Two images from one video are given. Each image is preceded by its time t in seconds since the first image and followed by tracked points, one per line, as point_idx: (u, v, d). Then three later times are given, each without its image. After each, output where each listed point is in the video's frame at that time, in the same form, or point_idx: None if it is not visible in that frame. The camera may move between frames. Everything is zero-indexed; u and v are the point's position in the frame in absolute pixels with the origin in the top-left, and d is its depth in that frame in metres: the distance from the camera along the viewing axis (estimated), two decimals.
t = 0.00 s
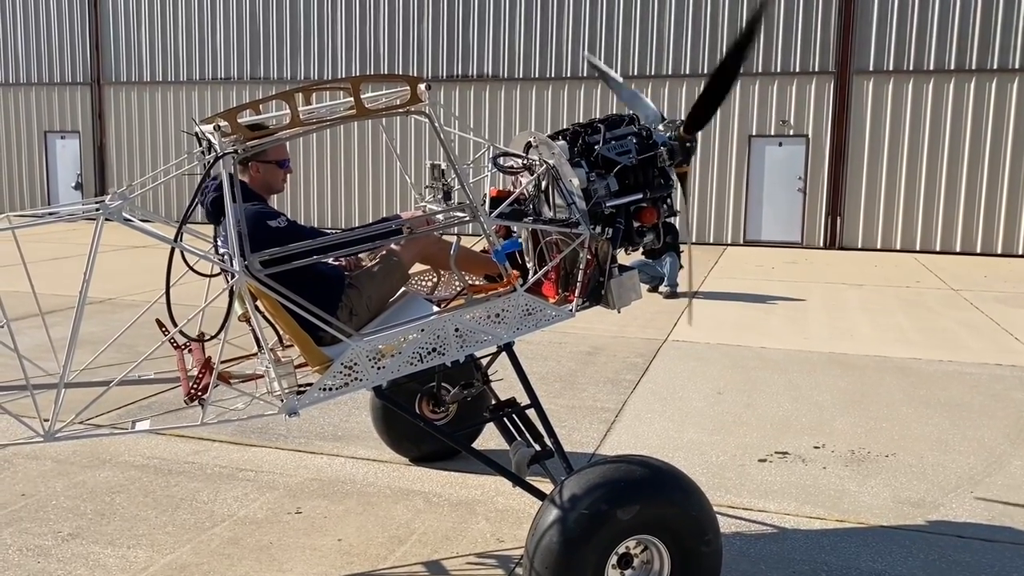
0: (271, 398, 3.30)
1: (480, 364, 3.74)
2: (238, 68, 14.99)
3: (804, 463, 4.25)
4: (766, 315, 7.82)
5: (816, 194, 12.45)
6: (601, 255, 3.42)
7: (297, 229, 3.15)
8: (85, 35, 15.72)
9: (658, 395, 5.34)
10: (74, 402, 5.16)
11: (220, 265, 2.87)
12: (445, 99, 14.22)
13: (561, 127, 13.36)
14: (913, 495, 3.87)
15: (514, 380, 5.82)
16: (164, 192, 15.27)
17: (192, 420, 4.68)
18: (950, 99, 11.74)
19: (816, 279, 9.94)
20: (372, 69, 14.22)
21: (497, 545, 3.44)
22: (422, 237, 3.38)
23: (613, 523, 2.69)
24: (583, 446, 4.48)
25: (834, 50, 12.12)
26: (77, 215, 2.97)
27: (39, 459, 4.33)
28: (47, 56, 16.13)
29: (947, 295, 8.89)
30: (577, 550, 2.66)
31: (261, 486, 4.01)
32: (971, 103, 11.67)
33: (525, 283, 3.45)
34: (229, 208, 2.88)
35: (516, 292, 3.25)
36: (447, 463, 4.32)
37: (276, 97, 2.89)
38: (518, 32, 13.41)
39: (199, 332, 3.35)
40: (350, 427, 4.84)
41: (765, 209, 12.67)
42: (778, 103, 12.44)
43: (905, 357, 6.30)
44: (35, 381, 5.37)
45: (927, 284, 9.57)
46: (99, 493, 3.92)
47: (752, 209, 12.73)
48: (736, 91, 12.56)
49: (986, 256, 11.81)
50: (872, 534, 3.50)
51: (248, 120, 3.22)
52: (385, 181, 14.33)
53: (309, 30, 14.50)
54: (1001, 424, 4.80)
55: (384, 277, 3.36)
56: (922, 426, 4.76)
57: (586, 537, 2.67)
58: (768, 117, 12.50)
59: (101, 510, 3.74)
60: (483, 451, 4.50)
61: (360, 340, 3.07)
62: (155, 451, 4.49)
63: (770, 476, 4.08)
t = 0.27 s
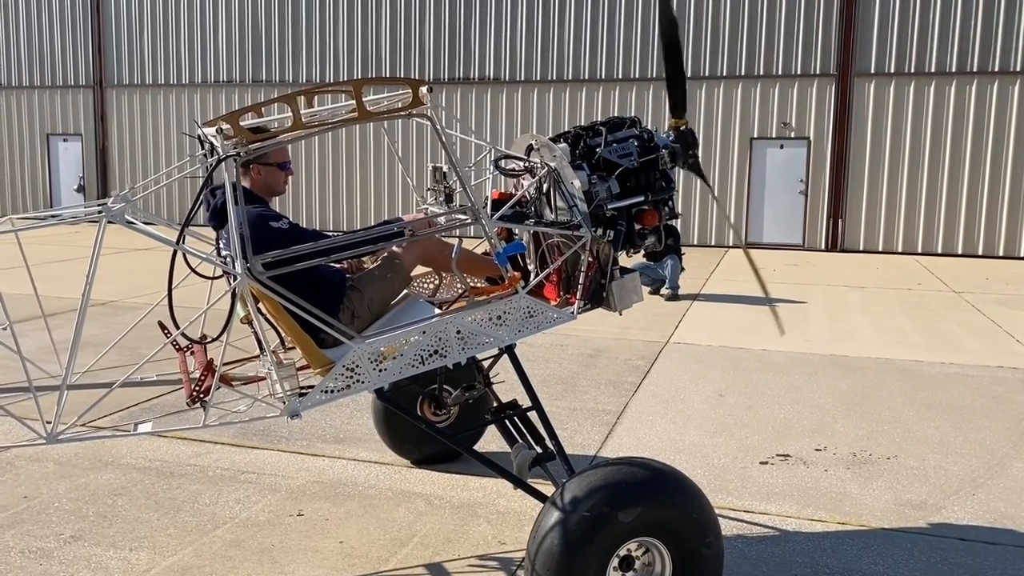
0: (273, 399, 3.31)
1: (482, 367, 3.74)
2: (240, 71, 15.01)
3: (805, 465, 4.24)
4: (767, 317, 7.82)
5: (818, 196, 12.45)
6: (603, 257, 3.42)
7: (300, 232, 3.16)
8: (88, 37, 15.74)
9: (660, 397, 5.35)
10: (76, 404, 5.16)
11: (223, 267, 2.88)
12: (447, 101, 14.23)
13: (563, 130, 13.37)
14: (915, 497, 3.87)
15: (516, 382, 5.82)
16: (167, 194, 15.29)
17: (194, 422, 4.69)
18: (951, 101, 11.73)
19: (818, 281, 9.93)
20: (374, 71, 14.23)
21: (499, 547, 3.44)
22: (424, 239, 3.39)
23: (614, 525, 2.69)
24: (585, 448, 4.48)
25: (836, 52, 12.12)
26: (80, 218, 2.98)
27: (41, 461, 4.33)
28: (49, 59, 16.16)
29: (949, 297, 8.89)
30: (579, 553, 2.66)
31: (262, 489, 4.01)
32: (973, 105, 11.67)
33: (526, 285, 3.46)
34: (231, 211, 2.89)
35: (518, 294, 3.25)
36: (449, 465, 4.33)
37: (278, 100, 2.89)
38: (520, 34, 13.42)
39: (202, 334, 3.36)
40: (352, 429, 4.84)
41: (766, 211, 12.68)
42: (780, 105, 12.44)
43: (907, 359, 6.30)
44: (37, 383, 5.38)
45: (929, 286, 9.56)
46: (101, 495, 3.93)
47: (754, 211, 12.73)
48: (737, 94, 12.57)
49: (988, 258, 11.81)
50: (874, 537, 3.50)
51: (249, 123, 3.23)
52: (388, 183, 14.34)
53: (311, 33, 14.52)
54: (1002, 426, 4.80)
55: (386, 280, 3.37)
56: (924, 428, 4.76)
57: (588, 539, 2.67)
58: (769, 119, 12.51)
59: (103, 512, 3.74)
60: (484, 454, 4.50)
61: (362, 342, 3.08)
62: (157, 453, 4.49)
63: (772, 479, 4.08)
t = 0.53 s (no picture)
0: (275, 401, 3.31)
1: (484, 368, 3.75)
2: (242, 73, 15.03)
3: (807, 467, 4.24)
4: (769, 319, 7.81)
5: (820, 198, 12.45)
6: (604, 259, 3.41)
7: (302, 234, 3.16)
8: (90, 39, 15.76)
9: (662, 399, 5.35)
10: (78, 406, 5.17)
11: (226, 269, 2.88)
12: (449, 103, 14.24)
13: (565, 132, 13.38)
14: (917, 499, 3.87)
15: (518, 384, 5.82)
16: (169, 196, 15.31)
17: (196, 424, 4.69)
18: (953, 103, 11.72)
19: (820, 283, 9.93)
20: (376, 73, 14.25)
21: (501, 549, 3.44)
22: (426, 241, 3.39)
23: (615, 527, 2.69)
24: (587, 450, 4.48)
25: (837, 54, 12.12)
26: (83, 219, 2.99)
27: (44, 463, 4.34)
28: (52, 61, 16.19)
29: (951, 299, 8.88)
30: (581, 554, 2.66)
31: (264, 490, 4.01)
32: (975, 106, 11.66)
33: (528, 287, 3.47)
34: (234, 212, 2.89)
35: (520, 296, 3.26)
36: (451, 467, 4.33)
37: (280, 102, 2.90)
38: (522, 36, 13.43)
39: (204, 336, 3.36)
40: (354, 431, 4.84)
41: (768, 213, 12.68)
42: (781, 106, 12.44)
43: (909, 361, 6.30)
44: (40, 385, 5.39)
45: (931, 288, 9.56)
46: (104, 497, 3.93)
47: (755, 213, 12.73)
48: (739, 96, 12.57)
49: (990, 260, 11.80)
50: (876, 538, 3.50)
51: (252, 125, 3.23)
52: (390, 185, 14.35)
53: (313, 35, 14.53)
54: (1005, 428, 4.80)
55: (388, 281, 3.37)
56: (926, 430, 4.75)
57: (590, 541, 2.67)
58: (771, 121, 12.51)
59: (105, 514, 3.74)
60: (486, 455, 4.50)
61: (365, 344, 3.08)
62: (160, 454, 4.50)
63: (774, 481, 4.08)
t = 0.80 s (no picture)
0: (277, 402, 3.31)
1: (485, 369, 3.75)
2: (244, 74, 15.05)
3: (809, 468, 4.24)
4: (771, 320, 7.81)
5: (822, 198, 12.45)
6: (606, 260, 3.40)
7: (304, 235, 3.16)
8: (92, 41, 15.78)
9: (664, 400, 5.35)
10: (81, 407, 5.17)
11: (228, 270, 2.88)
12: (450, 104, 14.24)
13: (566, 133, 13.38)
14: (919, 500, 3.87)
15: (520, 384, 5.82)
16: (171, 198, 15.33)
17: (198, 425, 4.70)
18: (955, 104, 11.72)
19: (821, 284, 9.92)
20: (378, 74, 14.26)
21: (503, 549, 3.44)
22: (428, 242, 3.39)
23: (618, 527, 2.69)
24: (588, 451, 4.48)
25: (839, 54, 12.12)
26: (85, 221, 2.99)
27: (46, 464, 4.34)
28: (54, 63, 16.21)
29: (952, 299, 8.88)
30: (585, 554, 2.67)
31: (266, 491, 4.02)
32: (976, 107, 11.66)
33: (530, 288, 3.47)
34: (235, 213, 2.89)
35: (522, 297, 3.26)
36: (452, 468, 4.33)
37: (282, 104, 2.90)
38: (523, 37, 13.44)
39: (206, 336, 3.36)
40: (356, 431, 4.85)
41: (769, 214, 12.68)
42: (783, 107, 12.44)
43: (911, 362, 6.30)
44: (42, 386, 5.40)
45: (933, 289, 9.56)
46: (106, 498, 3.93)
47: (757, 214, 12.73)
48: (740, 96, 12.57)
49: (992, 260, 11.80)
50: (877, 539, 3.50)
51: (254, 126, 3.24)
52: (391, 186, 14.36)
53: (314, 35, 14.54)
54: (1007, 429, 4.79)
55: (389, 282, 3.37)
56: (928, 431, 4.75)
57: (592, 542, 2.67)
58: (773, 121, 12.51)
59: (107, 514, 3.75)
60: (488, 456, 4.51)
61: (366, 345, 3.08)
62: (161, 455, 4.50)
63: (775, 481, 4.08)
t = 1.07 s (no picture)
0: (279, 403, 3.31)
1: (487, 370, 3.75)
2: (245, 75, 15.07)
3: (811, 469, 4.24)
4: (773, 320, 7.81)
5: (823, 199, 12.44)
6: (608, 261, 3.41)
7: (306, 236, 3.17)
8: (94, 42, 15.80)
9: (666, 401, 5.35)
10: (83, 408, 5.18)
11: (230, 271, 2.88)
12: (452, 104, 14.23)
13: (568, 133, 13.38)
14: (921, 501, 3.86)
15: (521, 385, 5.82)
16: (172, 199, 15.34)
17: (200, 426, 4.70)
18: (956, 104, 11.72)
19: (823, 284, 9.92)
20: (379, 75, 14.27)
21: (504, 551, 3.44)
22: (430, 243, 3.40)
23: (619, 528, 2.69)
24: (590, 452, 4.48)
25: (840, 55, 12.11)
26: (87, 222, 2.99)
27: (48, 464, 4.35)
28: (55, 64, 16.23)
29: (954, 300, 8.87)
30: (586, 554, 2.67)
31: (268, 492, 4.02)
32: (978, 107, 11.65)
33: (532, 289, 3.47)
34: (238, 213, 2.89)
35: (523, 298, 3.26)
36: (454, 468, 4.33)
37: (283, 105, 2.90)
38: (525, 38, 13.45)
39: (208, 338, 3.37)
40: (357, 432, 4.85)
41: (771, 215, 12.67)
42: (784, 108, 12.44)
43: (913, 362, 6.29)
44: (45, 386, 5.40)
45: (935, 290, 9.55)
46: (108, 498, 3.94)
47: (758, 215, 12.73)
48: (742, 97, 12.57)
49: (994, 261, 11.79)
50: (879, 540, 3.49)
51: (256, 127, 3.24)
52: (393, 187, 14.37)
53: (316, 36, 14.55)
54: (1009, 430, 4.79)
55: (391, 283, 3.37)
56: (930, 432, 4.75)
57: (594, 542, 2.67)
58: (774, 122, 12.51)
59: (109, 515, 3.75)
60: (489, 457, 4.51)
61: (368, 346, 3.09)
62: (163, 456, 4.50)
63: (777, 482, 4.08)
